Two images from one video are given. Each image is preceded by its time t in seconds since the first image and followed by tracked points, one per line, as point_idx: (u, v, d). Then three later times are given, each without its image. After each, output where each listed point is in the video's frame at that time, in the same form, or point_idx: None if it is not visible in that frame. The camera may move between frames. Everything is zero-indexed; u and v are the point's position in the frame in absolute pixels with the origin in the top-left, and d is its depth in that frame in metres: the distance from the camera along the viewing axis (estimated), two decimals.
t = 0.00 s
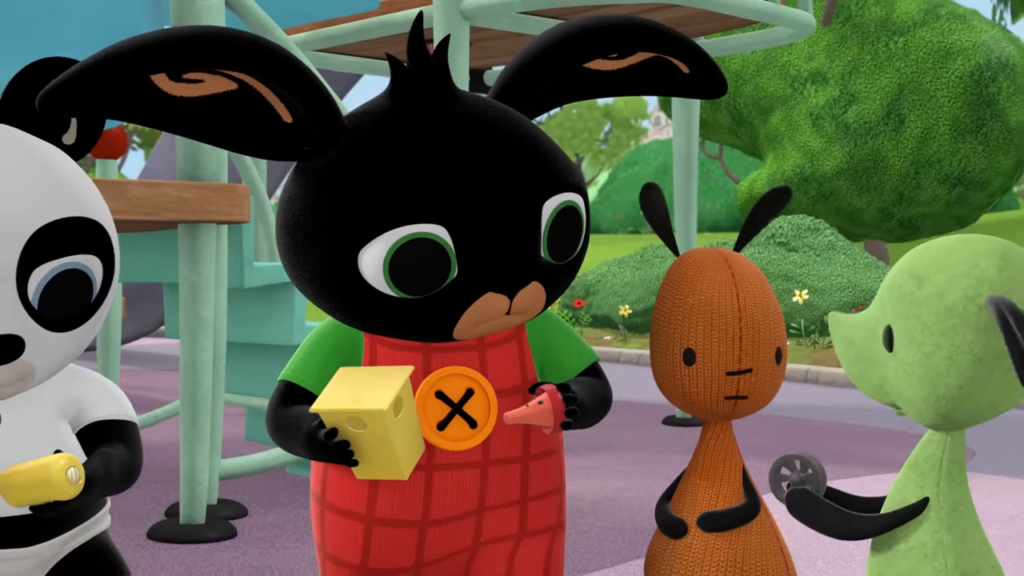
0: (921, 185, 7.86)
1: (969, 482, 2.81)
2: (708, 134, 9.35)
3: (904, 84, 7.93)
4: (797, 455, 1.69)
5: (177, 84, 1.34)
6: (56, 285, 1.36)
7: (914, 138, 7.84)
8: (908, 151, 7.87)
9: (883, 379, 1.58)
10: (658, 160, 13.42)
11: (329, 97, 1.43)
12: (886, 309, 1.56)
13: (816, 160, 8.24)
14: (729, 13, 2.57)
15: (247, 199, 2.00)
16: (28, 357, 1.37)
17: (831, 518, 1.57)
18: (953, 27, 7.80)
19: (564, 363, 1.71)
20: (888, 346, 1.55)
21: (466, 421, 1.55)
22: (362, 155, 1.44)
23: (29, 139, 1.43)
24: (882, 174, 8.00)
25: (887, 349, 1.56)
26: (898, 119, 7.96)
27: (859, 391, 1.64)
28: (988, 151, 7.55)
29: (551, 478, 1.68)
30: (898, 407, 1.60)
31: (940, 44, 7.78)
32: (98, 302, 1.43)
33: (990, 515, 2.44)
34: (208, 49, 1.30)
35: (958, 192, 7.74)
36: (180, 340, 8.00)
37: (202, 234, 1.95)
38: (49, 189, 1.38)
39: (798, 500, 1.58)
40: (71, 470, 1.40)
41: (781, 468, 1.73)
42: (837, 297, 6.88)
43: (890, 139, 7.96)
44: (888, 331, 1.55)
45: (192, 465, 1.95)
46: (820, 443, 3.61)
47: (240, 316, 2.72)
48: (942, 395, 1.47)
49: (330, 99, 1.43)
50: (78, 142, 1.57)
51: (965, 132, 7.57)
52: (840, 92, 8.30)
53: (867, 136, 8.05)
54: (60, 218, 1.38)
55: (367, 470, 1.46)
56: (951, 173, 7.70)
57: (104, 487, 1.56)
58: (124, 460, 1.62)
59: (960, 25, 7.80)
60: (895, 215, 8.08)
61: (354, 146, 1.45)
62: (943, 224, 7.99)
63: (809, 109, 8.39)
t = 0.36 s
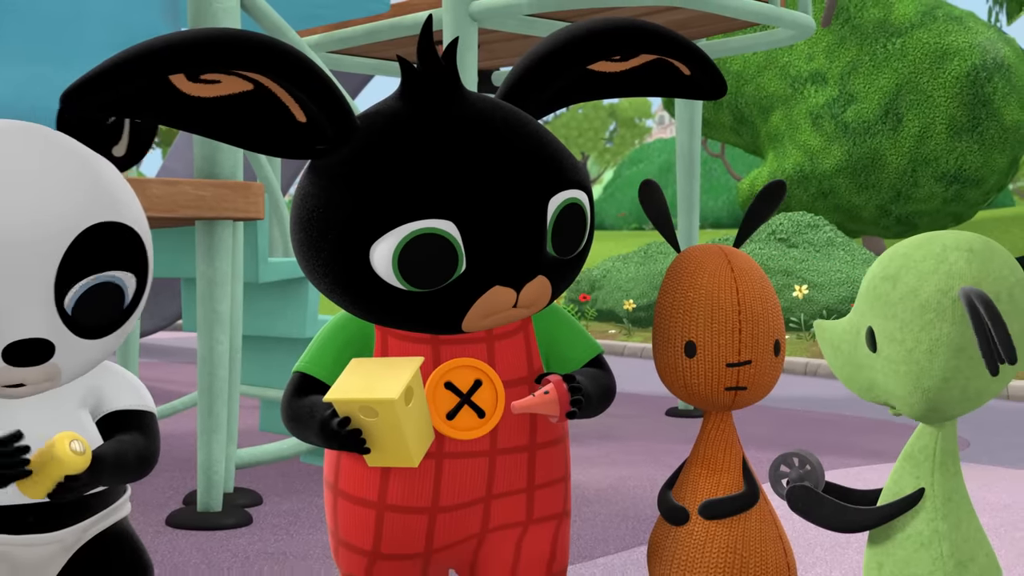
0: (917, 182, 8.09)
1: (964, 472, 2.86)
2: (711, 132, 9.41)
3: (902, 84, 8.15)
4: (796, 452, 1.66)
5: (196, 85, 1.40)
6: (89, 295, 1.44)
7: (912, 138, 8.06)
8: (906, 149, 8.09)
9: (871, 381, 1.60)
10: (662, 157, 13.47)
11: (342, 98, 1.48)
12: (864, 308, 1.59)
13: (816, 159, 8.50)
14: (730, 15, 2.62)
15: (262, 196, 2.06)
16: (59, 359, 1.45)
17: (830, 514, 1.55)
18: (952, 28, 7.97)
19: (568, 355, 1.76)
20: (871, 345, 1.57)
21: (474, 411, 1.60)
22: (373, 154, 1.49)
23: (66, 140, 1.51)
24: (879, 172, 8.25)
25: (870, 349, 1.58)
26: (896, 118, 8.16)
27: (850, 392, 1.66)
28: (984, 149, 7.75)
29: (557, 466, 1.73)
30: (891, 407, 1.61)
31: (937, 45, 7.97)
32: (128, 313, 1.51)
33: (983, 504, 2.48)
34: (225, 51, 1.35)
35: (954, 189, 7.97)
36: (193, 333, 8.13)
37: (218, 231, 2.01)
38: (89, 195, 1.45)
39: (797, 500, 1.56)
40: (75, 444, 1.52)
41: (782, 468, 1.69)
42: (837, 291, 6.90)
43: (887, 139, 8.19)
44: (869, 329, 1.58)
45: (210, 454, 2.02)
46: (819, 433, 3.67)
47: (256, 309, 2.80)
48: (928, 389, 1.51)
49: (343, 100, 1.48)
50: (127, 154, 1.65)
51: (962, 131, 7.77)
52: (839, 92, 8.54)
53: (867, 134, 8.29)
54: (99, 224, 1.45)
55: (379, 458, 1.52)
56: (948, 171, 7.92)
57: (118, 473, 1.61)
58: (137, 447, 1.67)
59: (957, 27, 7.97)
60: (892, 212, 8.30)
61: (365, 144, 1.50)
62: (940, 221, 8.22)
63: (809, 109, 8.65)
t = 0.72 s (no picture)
0: (915, 181, 8.21)
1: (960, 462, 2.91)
2: (714, 130, 9.48)
3: (899, 85, 8.28)
4: (802, 443, 1.72)
5: (214, 86, 1.46)
6: (118, 294, 1.56)
7: (908, 137, 8.17)
8: (902, 148, 8.21)
9: (878, 369, 1.60)
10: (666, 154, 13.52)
11: (356, 99, 1.54)
12: (876, 298, 1.58)
13: (815, 157, 8.64)
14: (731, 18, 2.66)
15: (277, 193, 2.13)
16: (92, 353, 1.57)
17: (835, 502, 1.56)
18: (946, 32, 8.07)
19: (573, 347, 1.82)
20: (881, 335, 1.57)
21: (483, 400, 1.66)
22: (384, 152, 1.55)
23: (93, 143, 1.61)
24: (878, 170, 8.39)
25: (880, 338, 1.58)
26: (893, 118, 8.30)
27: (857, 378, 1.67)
28: (978, 149, 7.84)
29: (563, 455, 1.79)
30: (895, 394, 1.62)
31: (933, 46, 8.09)
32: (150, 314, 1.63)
33: (977, 493, 2.53)
34: (243, 53, 1.41)
35: (949, 187, 8.08)
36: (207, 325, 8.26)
37: (235, 227, 2.07)
38: (118, 196, 1.56)
39: (803, 489, 1.57)
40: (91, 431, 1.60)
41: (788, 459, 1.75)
42: (836, 285, 6.98)
43: (885, 137, 8.33)
44: (880, 319, 1.57)
45: (227, 443, 2.09)
46: (819, 423, 3.73)
47: (273, 303, 2.89)
48: (935, 381, 1.50)
49: (356, 101, 1.54)
50: (156, 158, 1.75)
51: (957, 130, 7.88)
52: (837, 92, 8.70)
53: (864, 134, 8.45)
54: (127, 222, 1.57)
55: (391, 445, 1.58)
56: (943, 169, 8.02)
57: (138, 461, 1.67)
58: (156, 435, 1.73)
59: (952, 29, 8.09)
60: (890, 209, 8.44)
61: (377, 144, 1.56)
62: (936, 219, 8.37)
63: (808, 109, 8.82)
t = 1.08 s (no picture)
0: (910, 178, 8.67)
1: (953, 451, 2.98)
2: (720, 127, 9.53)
3: (896, 86, 8.72)
4: (805, 420, 1.77)
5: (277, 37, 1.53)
6: (140, 290, 1.64)
7: (904, 136, 8.63)
8: (899, 147, 8.68)
9: (873, 356, 1.65)
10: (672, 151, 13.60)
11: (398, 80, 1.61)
12: (876, 288, 1.63)
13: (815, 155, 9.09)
14: (732, 20, 2.73)
15: (293, 191, 2.19)
16: (116, 346, 1.65)
17: (836, 484, 1.60)
18: (942, 33, 8.56)
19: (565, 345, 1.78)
20: (878, 322, 1.61)
21: (452, 383, 1.73)
22: (405, 138, 1.56)
23: (114, 142, 1.70)
24: (875, 169, 8.86)
25: (876, 325, 1.62)
26: (890, 118, 8.75)
27: (853, 363, 1.72)
28: (972, 148, 8.31)
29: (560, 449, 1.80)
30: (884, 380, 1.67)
31: (928, 48, 8.53)
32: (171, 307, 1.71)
33: (969, 482, 2.58)
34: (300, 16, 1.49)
35: (945, 185, 8.53)
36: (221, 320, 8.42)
37: (253, 224, 2.15)
38: (138, 194, 1.64)
39: (801, 467, 1.61)
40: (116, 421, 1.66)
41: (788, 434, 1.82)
42: (833, 280, 7.12)
43: (882, 136, 8.78)
44: (877, 309, 1.62)
45: (245, 433, 2.17)
46: (818, 413, 3.80)
47: (287, 299, 2.97)
48: (925, 369, 1.55)
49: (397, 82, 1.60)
50: (176, 157, 1.97)
51: (952, 129, 8.34)
52: (835, 93, 9.14)
53: (861, 133, 8.90)
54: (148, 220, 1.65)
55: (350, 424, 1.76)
56: (938, 167, 8.49)
57: (161, 448, 1.74)
58: (176, 424, 1.80)
59: (947, 31, 8.56)
60: (886, 207, 8.89)
61: (400, 124, 1.58)
62: (931, 215, 8.77)
63: (808, 109, 9.27)
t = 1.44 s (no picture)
0: (905, 177, 8.67)
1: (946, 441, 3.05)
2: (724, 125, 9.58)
3: (892, 86, 8.79)
4: (801, 416, 1.79)
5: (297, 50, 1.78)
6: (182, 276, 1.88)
7: (899, 136, 8.66)
8: (894, 146, 8.70)
9: (870, 353, 1.71)
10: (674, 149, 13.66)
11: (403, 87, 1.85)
12: (868, 284, 1.69)
13: (812, 156, 9.18)
14: (732, 24, 2.81)
15: (308, 189, 2.27)
16: (186, 316, 1.91)
17: (832, 472, 1.66)
18: (936, 36, 8.70)
19: (565, 336, 1.85)
20: (873, 319, 1.67)
21: (453, 373, 1.82)
22: (403, 132, 1.72)
23: (151, 149, 1.89)
24: (870, 167, 8.87)
25: (871, 323, 1.68)
26: (886, 118, 8.78)
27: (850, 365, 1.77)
28: (966, 146, 8.38)
29: (557, 437, 1.87)
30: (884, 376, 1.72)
31: (924, 50, 8.66)
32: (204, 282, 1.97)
33: (961, 470, 2.63)
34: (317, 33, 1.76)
35: (940, 183, 8.54)
36: (230, 313, 8.56)
37: (270, 221, 2.22)
38: (164, 194, 1.84)
39: (801, 459, 1.67)
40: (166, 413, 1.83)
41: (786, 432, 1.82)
42: (830, 276, 7.22)
43: (878, 136, 8.81)
44: (870, 306, 1.68)
45: (262, 422, 2.26)
46: (816, 404, 3.88)
47: (300, 294, 3.06)
48: (922, 359, 1.61)
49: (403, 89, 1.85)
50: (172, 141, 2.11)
51: (946, 130, 8.41)
52: (833, 94, 9.22)
53: (857, 134, 8.95)
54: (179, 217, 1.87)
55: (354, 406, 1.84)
56: (933, 166, 8.52)
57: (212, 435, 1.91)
58: (221, 413, 1.97)
59: (942, 33, 8.70)
60: (882, 205, 8.88)
61: (398, 117, 1.76)
62: (927, 212, 8.78)
63: (806, 109, 9.34)
